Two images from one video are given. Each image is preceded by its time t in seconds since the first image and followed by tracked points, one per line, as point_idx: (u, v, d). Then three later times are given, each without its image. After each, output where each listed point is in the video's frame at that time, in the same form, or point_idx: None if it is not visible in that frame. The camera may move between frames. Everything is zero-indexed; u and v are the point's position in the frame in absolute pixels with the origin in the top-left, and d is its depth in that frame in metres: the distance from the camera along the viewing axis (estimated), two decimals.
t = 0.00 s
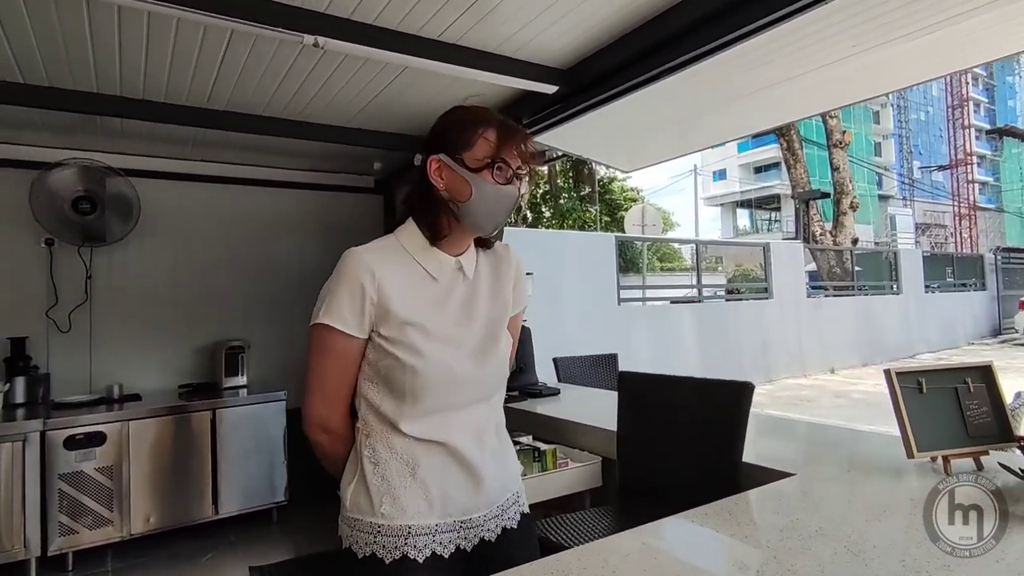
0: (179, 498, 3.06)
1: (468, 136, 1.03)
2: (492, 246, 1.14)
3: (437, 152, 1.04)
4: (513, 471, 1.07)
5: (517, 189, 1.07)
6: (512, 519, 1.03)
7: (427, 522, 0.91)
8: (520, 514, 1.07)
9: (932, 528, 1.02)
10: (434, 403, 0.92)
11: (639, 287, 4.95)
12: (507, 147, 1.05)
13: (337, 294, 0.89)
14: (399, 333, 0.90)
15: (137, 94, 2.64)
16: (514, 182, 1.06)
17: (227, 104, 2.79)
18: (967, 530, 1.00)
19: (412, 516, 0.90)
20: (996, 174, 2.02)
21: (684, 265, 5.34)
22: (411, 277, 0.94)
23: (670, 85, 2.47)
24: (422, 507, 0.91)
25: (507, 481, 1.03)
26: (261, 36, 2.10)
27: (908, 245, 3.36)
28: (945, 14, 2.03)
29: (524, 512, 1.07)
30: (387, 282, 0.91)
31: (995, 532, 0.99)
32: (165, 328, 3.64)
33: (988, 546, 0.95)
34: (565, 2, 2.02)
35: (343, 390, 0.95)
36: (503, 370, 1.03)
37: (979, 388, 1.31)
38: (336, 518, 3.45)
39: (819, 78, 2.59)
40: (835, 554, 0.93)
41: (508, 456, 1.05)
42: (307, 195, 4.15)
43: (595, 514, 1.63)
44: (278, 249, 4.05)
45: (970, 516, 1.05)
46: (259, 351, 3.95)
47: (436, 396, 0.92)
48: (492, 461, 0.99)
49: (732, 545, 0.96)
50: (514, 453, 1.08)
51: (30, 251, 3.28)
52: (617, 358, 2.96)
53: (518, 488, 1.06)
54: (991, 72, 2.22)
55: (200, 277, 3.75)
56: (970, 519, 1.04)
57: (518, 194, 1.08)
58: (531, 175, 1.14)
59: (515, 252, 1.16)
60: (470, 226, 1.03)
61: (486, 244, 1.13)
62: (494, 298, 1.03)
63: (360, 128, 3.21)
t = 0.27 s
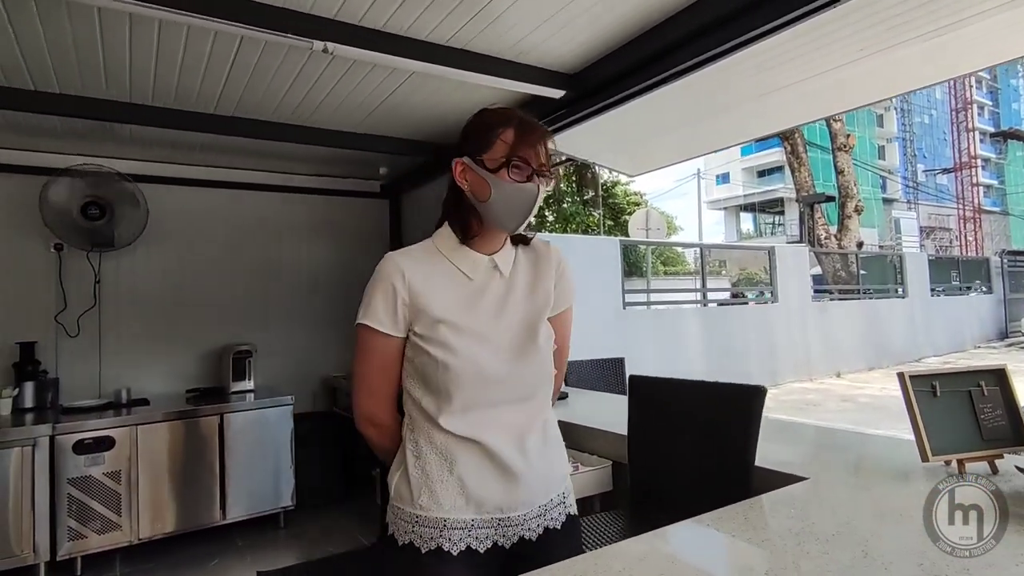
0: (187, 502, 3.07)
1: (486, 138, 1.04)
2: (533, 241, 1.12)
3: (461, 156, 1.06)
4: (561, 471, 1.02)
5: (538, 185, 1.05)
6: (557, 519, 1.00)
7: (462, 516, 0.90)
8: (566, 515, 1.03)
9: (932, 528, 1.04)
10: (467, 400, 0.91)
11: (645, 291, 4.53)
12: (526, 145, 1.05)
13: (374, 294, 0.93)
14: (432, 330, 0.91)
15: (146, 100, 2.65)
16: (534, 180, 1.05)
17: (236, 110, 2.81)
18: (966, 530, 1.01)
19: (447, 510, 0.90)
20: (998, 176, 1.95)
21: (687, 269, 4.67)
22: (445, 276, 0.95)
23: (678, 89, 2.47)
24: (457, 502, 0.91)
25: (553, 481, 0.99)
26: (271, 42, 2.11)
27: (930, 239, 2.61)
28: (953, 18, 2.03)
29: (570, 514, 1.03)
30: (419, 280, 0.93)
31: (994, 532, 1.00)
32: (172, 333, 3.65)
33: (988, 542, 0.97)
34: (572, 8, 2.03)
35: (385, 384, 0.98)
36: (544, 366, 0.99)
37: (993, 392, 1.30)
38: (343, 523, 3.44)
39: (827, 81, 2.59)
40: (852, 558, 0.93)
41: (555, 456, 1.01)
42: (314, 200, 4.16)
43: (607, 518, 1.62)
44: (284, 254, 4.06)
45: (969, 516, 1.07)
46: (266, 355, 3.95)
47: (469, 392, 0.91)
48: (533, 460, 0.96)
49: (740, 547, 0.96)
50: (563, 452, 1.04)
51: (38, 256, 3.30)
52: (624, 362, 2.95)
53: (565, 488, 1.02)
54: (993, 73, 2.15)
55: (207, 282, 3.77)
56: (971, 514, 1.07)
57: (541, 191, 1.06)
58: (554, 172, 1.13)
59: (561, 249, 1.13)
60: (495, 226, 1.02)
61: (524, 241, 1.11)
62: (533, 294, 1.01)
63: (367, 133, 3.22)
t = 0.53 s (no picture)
0: (189, 506, 3.07)
1: (503, 144, 1.06)
2: (557, 249, 1.12)
3: (484, 163, 1.08)
4: (584, 476, 1.02)
5: (554, 188, 1.05)
6: (579, 523, 0.99)
7: (485, 519, 0.91)
8: (588, 520, 1.02)
9: (932, 529, 1.04)
10: (493, 402, 0.91)
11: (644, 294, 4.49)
12: (541, 148, 1.05)
13: (402, 295, 0.94)
14: (459, 330, 0.92)
15: (148, 105, 2.66)
16: (548, 183, 1.05)
17: (238, 114, 2.81)
18: (967, 530, 1.02)
19: (471, 512, 0.90)
20: (1000, 179, 1.71)
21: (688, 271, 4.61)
22: (470, 277, 0.96)
23: (680, 93, 2.48)
24: (481, 504, 0.91)
25: (575, 486, 0.99)
26: (275, 47, 2.12)
27: (931, 243, 2.13)
28: (953, 22, 2.03)
29: (593, 519, 1.03)
30: (445, 282, 0.94)
31: (994, 531, 1.01)
32: (174, 336, 3.65)
33: (987, 542, 0.98)
34: (573, 13, 2.03)
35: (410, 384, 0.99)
36: (569, 369, 0.99)
37: (996, 397, 1.30)
38: (345, 526, 3.44)
39: (828, 85, 2.59)
40: (857, 564, 0.93)
41: (579, 461, 1.01)
42: (315, 203, 4.16)
43: (610, 522, 1.63)
44: (286, 257, 4.06)
45: (969, 516, 1.07)
46: (268, 358, 3.96)
47: (495, 395, 0.91)
48: (557, 464, 0.96)
49: (741, 553, 0.95)
50: (586, 457, 1.04)
51: (40, 260, 3.30)
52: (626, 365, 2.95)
53: (587, 492, 1.02)
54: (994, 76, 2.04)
55: (209, 286, 3.77)
56: (968, 514, 1.08)
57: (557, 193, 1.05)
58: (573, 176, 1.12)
59: (583, 254, 1.13)
60: (512, 229, 1.03)
61: (550, 248, 1.11)
62: (557, 298, 1.01)
63: (369, 136, 3.23)
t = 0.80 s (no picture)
0: (186, 506, 3.06)
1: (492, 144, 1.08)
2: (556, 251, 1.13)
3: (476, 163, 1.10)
4: (585, 480, 1.02)
5: (542, 180, 1.06)
6: (580, 528, 1.00)
7: (489, 522, 0.90)
8: (589, 525, 1.03)
9: (933, 529, 1.05)
10: (497, 405, 0.91)
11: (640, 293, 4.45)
12: (526, 142, 1.07)
13: (402, 294, 0.94)
14: (462, 330, 0.92)
15: (145, 105, 2.66)
16: (537, 176, 1.06)
17: (236, 114, 2.81)
18: (967, 530, 1.03)
19: (474, 515, 0.90)
20: (996, 180, 1.73)
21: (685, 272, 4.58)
22: (471, 277, 0.97)
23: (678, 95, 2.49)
24: (484, 508, 0.91)
25: (578, 490, 0.99)
26: (273, 47, 2.12)
27: (930, 245, 2.15)
28: (948, 25, 2.04)
29: (593, 524, 1.03)
30: (447, 282, 0.94)
31: (994, 531, 1.03)
32: (171, 337, 3.65)
33: (988, 543, 1.00)
34: (571, 15, 2.04)
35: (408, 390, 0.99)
36: (571, 370, 1.00)
37: (991, 398, 1.31)
38: (343, 527, 3.44)
39: (824, 87, 2.61)
40: (854, 563, 0.93)
41: (581, 464, 1.01)
42: (312, 204, 4.16)
43: (607, 522, 1.63)
44: (283, 258, 4.06)
45: (969, 516, 1.08)
46: (266, 359, 3.95)
47: (499, 397, 0.91)
48: (559, 467, 0.96)
49: (736, 552, 0.96)
50: (588, 462, 1.05)
51: (38, 261, 3.30)
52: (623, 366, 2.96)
53: (589, 497, 1.02)
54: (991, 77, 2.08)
55: (206, 286, 3.77)
56: (969, 514, 1.09)
57: (547, 185, 1.06)
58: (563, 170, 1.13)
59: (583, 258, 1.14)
60: (505, 224, 1.04)
61: (547, 251, 1.12)
62: (557, 299, 1.02)
63: (367, 137, 3.23)
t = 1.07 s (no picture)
0: (183, 505, 3.06)
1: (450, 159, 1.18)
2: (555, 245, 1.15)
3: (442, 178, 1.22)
4: (585, 484, 1.01)
5: (500, 162, 1.14)
6: (577, 534, 0.98)
7: (482, 523, 0.90)
8: (587, 531, 1.01)
9: (932, 528, 1.05)
10: (493, 404, 0.91)
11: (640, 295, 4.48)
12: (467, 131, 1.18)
13: (400, 290, 0.96)
14: (458, 327, 0.93)
15: (143, 103, 2.65)
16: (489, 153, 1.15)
17: (233, 112, 2.81)
18: (966, 530, 1.03)
19: (468, 516, 0.90)
20: (993, 181, 1.72)
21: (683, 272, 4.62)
22: (468, 274, 0.98)
23: (676, 94, 2.49)
24: (478, 508, 0.90)
25: (577, 494, 0.98)
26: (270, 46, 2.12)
27: (929, 243, 2.14)
28: (945, 25, 2.05)
29: (592, 531, 1.01)
30: (443, 278, 0.96)
31: (993, 530, 1.03)
32: (168, 336, 3.64)
33: (987, 542, 1.00)
34: (569, 14, 2.04)
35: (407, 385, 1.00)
36: (573, 371, 0.99)
37: (987, 397, 1.32)
38: (340, 526, 3.44)
39: (822, 87, 2.61)
40: (851, 561, 0.94)
41: (580, 468, 1.00)
42: (310, 203, 4.16)
43: (605, 521, 1.64)
44: (281, 257, 4.05)
45: (969, 516, 1.08)
46: (264, 358, 3.95)
47: (495, 396, 0.91)
48: (557, 470, 0.95)
49: (733, 551, 0.96)
50: (589, 466, 1.04)
51: (34, 259, 3.29)
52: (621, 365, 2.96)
53: (588, 502, 1.01)
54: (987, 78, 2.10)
55: (204, 285, 3.76)
56: (969, 514, 1.09)
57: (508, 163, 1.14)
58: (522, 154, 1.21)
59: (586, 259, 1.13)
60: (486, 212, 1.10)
61: (548, 246, 1.12)
62: (558, 299, 1.02)
63: (365, 135, 3.23)
